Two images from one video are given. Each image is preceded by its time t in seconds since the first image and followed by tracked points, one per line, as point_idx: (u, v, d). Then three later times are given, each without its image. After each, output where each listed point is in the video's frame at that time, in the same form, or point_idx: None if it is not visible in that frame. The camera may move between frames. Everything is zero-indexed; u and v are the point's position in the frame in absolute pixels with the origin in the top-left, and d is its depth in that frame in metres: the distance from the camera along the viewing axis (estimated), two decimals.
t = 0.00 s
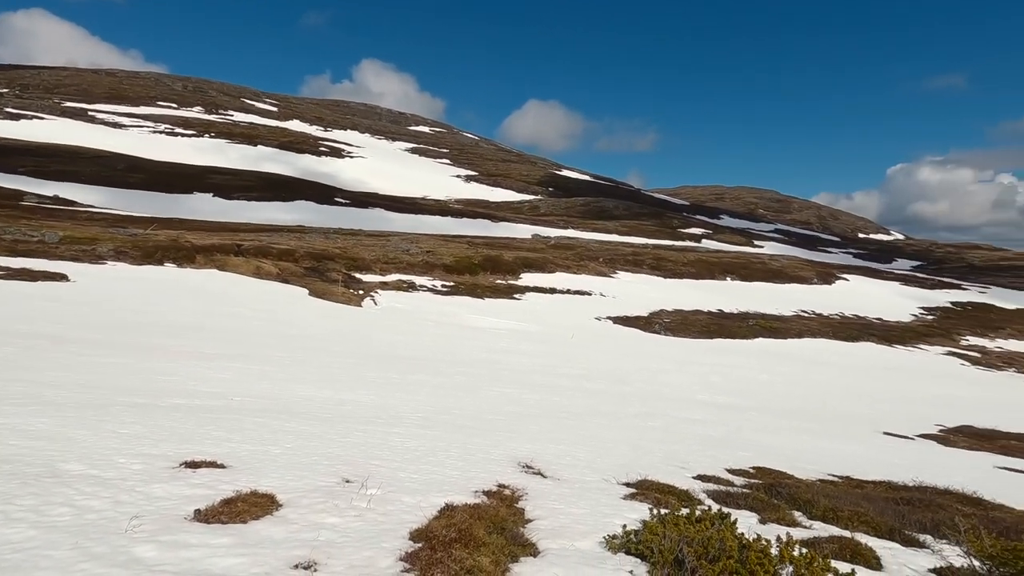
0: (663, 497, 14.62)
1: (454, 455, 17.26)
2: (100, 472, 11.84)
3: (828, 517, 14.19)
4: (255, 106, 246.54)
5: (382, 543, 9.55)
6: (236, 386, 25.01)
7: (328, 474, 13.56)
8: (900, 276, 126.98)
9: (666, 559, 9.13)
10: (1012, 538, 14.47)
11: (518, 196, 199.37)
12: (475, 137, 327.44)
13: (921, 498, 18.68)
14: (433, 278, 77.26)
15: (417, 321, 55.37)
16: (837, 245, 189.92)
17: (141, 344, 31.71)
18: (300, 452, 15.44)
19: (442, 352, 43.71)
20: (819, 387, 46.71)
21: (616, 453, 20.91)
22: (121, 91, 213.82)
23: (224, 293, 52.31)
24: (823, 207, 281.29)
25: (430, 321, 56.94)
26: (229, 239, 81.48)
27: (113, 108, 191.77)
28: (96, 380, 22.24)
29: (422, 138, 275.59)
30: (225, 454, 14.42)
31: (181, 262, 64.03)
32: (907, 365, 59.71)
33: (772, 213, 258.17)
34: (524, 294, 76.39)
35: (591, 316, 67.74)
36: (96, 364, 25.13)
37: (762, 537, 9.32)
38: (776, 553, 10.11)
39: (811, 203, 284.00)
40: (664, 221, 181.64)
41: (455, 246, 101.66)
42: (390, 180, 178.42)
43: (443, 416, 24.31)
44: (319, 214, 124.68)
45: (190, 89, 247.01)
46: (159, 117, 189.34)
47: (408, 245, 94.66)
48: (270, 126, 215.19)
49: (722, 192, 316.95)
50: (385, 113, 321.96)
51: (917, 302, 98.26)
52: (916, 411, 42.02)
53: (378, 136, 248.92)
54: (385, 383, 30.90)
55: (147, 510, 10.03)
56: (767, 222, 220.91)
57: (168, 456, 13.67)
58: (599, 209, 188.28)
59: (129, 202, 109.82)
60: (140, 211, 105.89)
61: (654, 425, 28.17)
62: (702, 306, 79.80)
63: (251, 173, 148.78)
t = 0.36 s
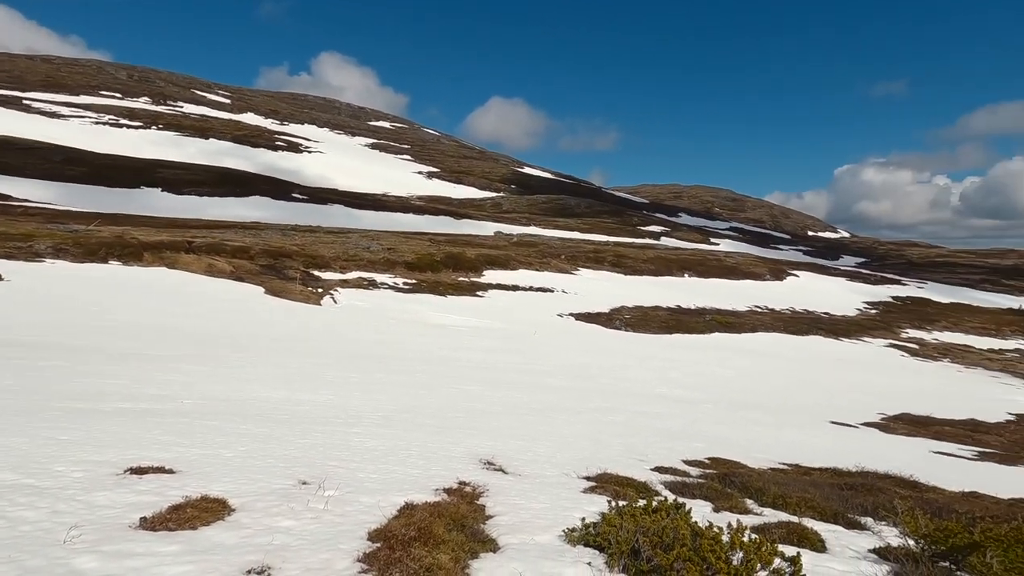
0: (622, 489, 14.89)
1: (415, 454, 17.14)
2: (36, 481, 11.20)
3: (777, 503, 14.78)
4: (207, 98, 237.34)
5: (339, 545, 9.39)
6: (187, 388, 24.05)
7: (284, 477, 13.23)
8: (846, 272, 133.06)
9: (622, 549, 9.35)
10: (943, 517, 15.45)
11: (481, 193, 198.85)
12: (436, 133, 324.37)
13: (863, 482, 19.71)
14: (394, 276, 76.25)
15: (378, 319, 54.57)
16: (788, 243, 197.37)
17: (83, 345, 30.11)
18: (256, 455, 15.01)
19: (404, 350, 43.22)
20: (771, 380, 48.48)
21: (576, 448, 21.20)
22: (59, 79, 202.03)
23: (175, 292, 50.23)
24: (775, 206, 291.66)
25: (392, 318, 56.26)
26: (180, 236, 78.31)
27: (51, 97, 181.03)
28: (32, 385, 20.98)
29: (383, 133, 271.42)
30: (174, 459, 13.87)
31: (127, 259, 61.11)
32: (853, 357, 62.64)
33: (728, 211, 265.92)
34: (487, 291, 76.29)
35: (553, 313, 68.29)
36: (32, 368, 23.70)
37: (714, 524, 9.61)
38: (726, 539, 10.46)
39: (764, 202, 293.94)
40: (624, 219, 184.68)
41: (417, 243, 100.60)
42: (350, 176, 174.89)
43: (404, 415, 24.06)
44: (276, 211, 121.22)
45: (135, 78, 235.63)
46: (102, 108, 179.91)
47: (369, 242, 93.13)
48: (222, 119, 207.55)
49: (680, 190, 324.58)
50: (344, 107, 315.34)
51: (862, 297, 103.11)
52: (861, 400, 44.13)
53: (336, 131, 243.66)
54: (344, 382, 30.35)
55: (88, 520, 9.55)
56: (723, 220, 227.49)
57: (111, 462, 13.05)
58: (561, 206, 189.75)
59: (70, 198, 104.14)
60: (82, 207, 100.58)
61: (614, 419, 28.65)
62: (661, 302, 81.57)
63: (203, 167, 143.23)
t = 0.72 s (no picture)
0: (582, 484, 15.08)
1: (375, 454, 16.90)
2: None
3: (732, 493, 15.25)
4: (155, 89, 227.21)
5: (296, 549, 9.19)
6: (134, 393, 22.98)
7: (239, 481, 12.86)
8: (797, 269, 138.28)
9: (581, 543, 9.50)
10: (883, 501, 16.29)
11: (443, 191, 197.45)
12: (398, 130, 320.02)
13: (811, 471, 20.61)
14: (355, 275, 74.93)
15: (339, 319, 53.52)
16: (743, 241, 203.75)
17: (18, 350, 28.40)
18: (209, 460, 14.52)
19: (366, 350, 42.55)
20: (727, 374, 50.05)
21: (539, 444, 21.35)
22: None
23: (122, 292, 47.95)
24: (730, 205, 300.51)
25: (353, 318, 55.27)
26: (127, 233, 74.80)
27: None
28: None
29: (343, 129, 266.02)
30: (119, 466, 13.27)
31: (69, 258, 57.91)
32: (804, 351, 65.28)
33: (686, 211, 272.34)
34: (450, 290, 75.82)
35: (517, 311, 68.45)
36: None
37: (669, 515, 9.85)
38: (682, 529, 10.73)
39: (721, 202, 302.33)
40: (586, 217, 186.91)
41: (378, 241, 99.16)
42: (308, 172, 170.73)
43: (365, 416, 23.71)
44: (230, 207, 117.24)
45: (76, 67, 223.46)
46: (39, 98, 169.82)
47: (329, 240, 91.24)
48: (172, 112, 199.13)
49: (641, 190, 330.52)
50: (303, 101, 307.54)
51: (812, 293, 107.41)
52: (812, 392, 46.01)
53: (294, 126, 237.50)
54: (304, 383, 29.65)
55: (22, 533, 9.03)
56: (682, 219, 232.96)
57: (50, 472, 12.38)
58: (524, 205, 190.39)
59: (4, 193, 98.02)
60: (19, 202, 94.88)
61: (576, 416, 29.00)
62: (623, 300, 82.92)
63: (151, 162, 137.14)
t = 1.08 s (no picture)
0: (545, 480, 15.20)
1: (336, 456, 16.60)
2: None
3: (690, 485, 15.64)
4: (101, 80, 216.56)
5: (251, 554, 8.96)
6: (80, 398, 21.89)
7: (192, 487, 12.44)
8: (753, 267, 142.75)
9: (542, 538, 9.57)
10: (831, 487, 17.02)
11: (407, 188, 195.22)
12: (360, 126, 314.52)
13: (765, 460, 21.35)
14: (316, 273, 73.29)
15: (299, 319, 52.30)
16: (702, 239, 209.04)
17: None
18: (160, 466, 13.99)
19: (328, 350, 41.76)
20: (687, 369, 51.28)
21: (503, 442, 21.40)
22: None
23: (66, 292, 45.55)
24: (690, 204, 307.68)
25: (313, 317, 54.13)
26: (70, 231, 71.17)
27: None
28: None
29: (303, 124, 259.70)
30: (62, 475, 12.62)
31: (6, 257, 54.59)
32: (759, 346, 67.50)
33: (648, 210, 277.31)
34: (414, 288, 75.03)
35: (482, 309, 68.31)
36: None
37: (628, 507, 10.04)
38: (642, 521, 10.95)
39: (681, 200, 308.92)
40: (551, 215, 188.02)
41: (340, 239, 97.37)
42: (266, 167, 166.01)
43: (327, 417, 23.25)
44: (183, 204, 112.90)
45: (13, 54, 210.74)
46: None
47: (288, 238, 89.00)
48: (120, 104, 190.20)
49: (604, 188, 334.84)
50: (260, 95, 298.58)
51: (767, 290, 111.09)
52: (767, 385, 47.66)
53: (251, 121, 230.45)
54: (262, 385, 28.88)
55: None
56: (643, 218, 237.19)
57: None
58: (489, 203, 190.05)
59: None
60: None
61: (540, 412, 29.23)
62: (587, 297, 83.82)
63: (98, 156, 130.68)
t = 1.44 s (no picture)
0: (510, 476, 15.26)
1: (297, 458, 16.28)
2: None
3: (652, 477, 15.97)
4: (44, 68, 205.50)
5: (207, 561, 8.73)
6: (22, 404, 20.76)
7: (144, 493, 12.00)
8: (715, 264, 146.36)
9: (506, 534, 9.61)
10: (785, 476, 17.64)
11: (372, 185, 192.33)
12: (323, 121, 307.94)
13: (724, 452, 21.95)
14: (277, 271, 71.43)
15: (259, 318, 50.93)
16: (666, 237, 213.11)
17: None
18: (110, 472, 13.45)
19: (289, 350, 40.81)
20: (652, 364, 52.23)
21: (468, 439, 21.38)
22: None
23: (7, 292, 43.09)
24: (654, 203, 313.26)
25: (275, 317, 52.81)
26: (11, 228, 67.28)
27: None
28: None
29: (263, 118, 252.59)
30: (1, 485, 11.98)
31: None
32: (721, 340, 69.32)
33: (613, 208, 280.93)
34: (380, 287, 74.00)
35: (449, 307, 67.90)
36: None
37: (591, 501, 10.20)
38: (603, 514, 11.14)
39: (645, 198, 314.09)
40: (517, 213, 188.37)
41: (302, 236, 95.21)
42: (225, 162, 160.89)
43: (288, 418, 22.75)
44: (135, 199, 108.29)
45: None
46: None
47: (248, 235, 86.47)
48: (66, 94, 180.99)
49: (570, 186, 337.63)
50: (217, 88, 288.94)
51: (728, 286, 114.07)
52: (728, 379, 48.99)
53: (208, 114, 222.79)
54: (221, 387, 28.01)
55: None
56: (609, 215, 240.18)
57: None
58: (455, 200, 189.08)
59: None
60: None
61: (506, 409, 29.29)
62: (553, 295, 84.33)
63: (41, 149, 124.08)
